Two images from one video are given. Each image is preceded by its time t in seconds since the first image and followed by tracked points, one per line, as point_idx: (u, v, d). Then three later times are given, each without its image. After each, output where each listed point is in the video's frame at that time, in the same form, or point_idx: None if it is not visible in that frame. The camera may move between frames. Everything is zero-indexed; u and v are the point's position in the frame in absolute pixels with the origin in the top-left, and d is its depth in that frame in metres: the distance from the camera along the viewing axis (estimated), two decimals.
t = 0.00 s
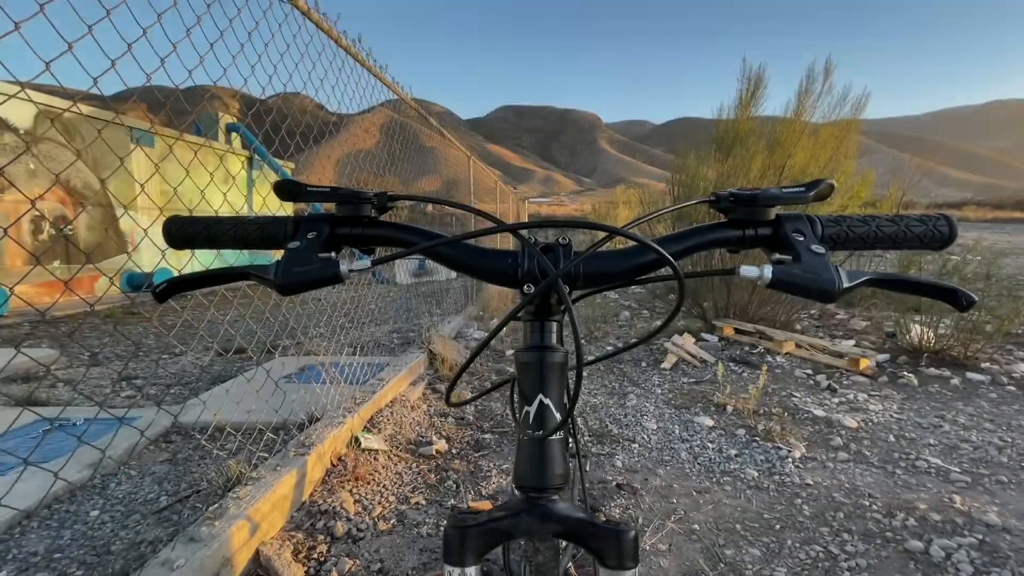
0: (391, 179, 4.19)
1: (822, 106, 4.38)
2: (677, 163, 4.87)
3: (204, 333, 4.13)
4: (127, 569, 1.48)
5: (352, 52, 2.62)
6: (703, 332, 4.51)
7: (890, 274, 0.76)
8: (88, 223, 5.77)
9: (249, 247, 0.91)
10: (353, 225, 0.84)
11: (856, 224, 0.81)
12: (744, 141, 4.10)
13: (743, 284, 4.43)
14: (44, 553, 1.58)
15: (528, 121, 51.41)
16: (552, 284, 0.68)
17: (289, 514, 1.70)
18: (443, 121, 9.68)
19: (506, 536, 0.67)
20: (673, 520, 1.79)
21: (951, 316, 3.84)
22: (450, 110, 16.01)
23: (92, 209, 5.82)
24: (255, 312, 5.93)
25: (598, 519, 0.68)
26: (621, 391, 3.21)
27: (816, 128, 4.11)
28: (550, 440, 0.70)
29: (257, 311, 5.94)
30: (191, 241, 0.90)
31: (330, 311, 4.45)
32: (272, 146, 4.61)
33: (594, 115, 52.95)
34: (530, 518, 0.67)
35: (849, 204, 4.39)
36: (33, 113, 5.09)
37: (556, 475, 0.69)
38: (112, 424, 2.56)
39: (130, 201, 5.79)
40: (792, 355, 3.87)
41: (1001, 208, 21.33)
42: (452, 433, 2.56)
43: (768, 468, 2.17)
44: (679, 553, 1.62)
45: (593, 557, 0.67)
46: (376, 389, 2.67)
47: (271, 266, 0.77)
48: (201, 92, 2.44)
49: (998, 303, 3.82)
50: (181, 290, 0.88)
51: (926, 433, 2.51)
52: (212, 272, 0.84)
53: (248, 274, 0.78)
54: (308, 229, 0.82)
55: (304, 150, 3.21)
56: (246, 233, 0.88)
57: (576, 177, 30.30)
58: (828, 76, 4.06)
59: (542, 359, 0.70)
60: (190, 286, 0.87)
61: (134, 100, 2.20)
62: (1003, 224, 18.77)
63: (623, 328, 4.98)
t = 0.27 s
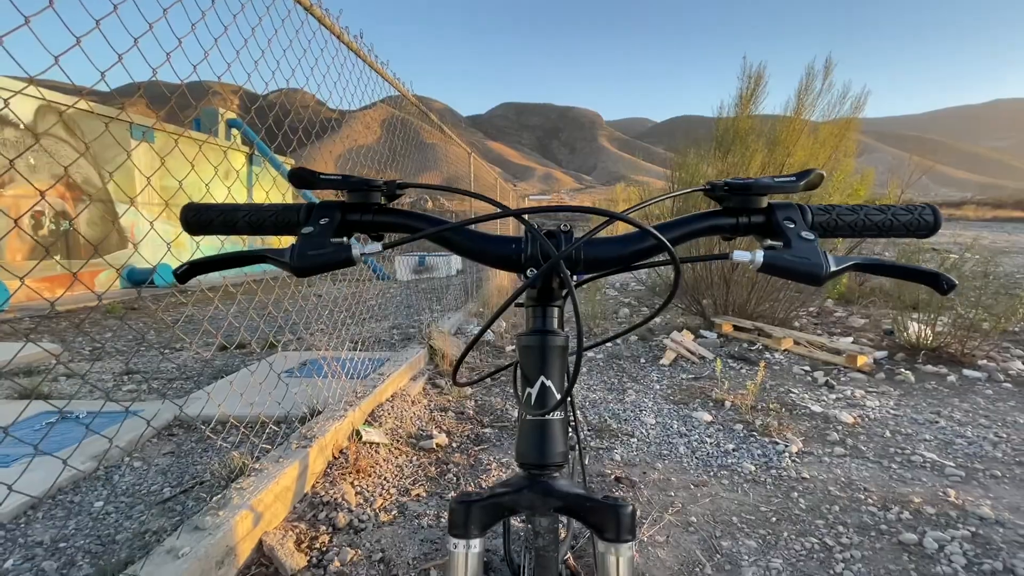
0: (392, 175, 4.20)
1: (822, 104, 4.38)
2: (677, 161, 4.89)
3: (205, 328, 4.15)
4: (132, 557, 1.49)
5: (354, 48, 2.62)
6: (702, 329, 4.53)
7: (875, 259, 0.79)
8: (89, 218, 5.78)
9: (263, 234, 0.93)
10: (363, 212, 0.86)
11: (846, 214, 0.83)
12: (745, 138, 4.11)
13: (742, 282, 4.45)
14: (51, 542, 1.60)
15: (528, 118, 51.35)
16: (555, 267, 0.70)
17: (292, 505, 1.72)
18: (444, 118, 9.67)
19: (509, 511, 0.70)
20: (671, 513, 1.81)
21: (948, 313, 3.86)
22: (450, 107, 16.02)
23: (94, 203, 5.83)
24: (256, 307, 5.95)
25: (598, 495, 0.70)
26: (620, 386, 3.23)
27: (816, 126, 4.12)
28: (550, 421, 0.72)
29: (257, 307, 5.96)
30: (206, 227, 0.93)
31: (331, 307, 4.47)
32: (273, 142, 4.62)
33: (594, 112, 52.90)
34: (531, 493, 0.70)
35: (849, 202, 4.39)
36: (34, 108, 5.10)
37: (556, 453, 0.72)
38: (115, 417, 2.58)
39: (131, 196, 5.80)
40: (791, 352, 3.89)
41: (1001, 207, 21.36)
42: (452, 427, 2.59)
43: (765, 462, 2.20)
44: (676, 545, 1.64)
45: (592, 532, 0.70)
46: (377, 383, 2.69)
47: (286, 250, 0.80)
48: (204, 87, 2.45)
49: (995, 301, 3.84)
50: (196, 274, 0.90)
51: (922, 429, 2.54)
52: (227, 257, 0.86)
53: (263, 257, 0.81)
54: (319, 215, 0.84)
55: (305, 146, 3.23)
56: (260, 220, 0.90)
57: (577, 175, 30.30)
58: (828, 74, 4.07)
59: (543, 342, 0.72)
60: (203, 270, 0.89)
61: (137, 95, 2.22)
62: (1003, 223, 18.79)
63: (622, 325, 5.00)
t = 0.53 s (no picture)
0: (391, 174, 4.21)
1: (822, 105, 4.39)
2: (676, 162, 4.91)
3: (204, 325, 4.15)
4: (131, 552, 1.50)
5: (355, 47, 2.63)
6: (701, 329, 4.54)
7: (867, 253, 0.81)
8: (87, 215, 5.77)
9: (269, 226, 0.94)
10: (368, 204, 0.86)
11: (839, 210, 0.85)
12: (744, 139, 4.13)
13: (740, 282, 4.46)
14: (48, 537, 1.61)
15: (528, 119, 51.39)
16: (556, 258, 0.70)
17: (290, 501, 1.73)
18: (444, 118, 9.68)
19: (509, 498, 0.70)
20: (668, 511, 1.82)
21: (945, 315, 3.88)
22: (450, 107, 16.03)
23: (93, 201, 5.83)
24: (255, 306, 5.95)
25: (596, 483, 0.71)
26: (618, 386, 3.24)
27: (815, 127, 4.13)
28: (550, 410, 0.73)
29: (256, 305, 5.96)
30: (214, 218, 0.94)
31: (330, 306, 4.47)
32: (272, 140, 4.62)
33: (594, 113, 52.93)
34: (529, 481, 0.71)
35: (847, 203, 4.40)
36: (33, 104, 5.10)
37: (556, 443, 0.73)
38: (112, 414, 2.58)
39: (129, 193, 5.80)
40: (788, 352, 3.91)
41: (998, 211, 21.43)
42: (450, 425, 2.59)
43: (762, 462, 2.21)
44: (673, 542, 1.65)
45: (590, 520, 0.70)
46: (376, 381, 2.69)
47: (292, 240, 0.80)
48: (205, 85, 2.46)
49: (992, 303, 3.86)
50: (205, 265, 0.92)
51: (918, 429, 2.55)
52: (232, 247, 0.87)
53: (268, 247, 0.82)
54: (324, 206, 0.85)
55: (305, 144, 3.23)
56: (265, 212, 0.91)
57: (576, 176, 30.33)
58: (827, 76, 4.08)
59: (543, 333, 0.73)
60: (210, 261, 0.90)
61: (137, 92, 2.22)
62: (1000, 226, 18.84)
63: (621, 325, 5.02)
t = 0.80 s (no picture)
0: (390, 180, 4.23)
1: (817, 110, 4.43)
2: (673, 167, 4.95)
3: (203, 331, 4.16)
4: (135, 556, 1.50)
5: (355, 55, 2.66)
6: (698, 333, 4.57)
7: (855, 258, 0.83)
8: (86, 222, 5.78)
9: (285, 234, 0.96)
10: (379, 211, 0.89)
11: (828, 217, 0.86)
12: (740, 145, 4.17)
13: (737, 286, 4.49)
14: (51, 542, 1.61)
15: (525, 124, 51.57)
16: (559, 264, 0.73)
17: (293, 505, 1.74)
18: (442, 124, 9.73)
19: (516, 494, 0.73)
20: (668, 513, 1.84)
21: (940, 318, 3.92)
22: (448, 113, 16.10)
23: (91, 207, 5.84)
24: (254, 311, 5.96)
25: (598, 479, 0.73)
26: (617, 389, 3.26)
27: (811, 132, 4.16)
28: (553, 410, 0.75)
29: (256, 310, 5.97)
30: (230, 227, 0.96)
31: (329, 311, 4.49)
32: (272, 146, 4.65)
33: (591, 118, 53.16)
34: (535, 476, 0.73)
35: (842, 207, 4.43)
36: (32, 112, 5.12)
37: (559, 441, 0.74)
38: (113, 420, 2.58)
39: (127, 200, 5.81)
40: (786, 355, 3.94)
41: (992, 214, 21.59)
42: (451, 429, 2.61)
43: (761, 464, 2.23)
44: (672, 544, 1.66)
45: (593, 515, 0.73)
46: (376, 386, 2.71)
47: (310, 247, 0.82)
48: (206, 92, 2.48)
49: (986, 306, 3.90)
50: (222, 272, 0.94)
51: (914, 431, 2.58)
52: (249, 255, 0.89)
53: (286, 255, 0.84)
54: (340, 215, 0.87)
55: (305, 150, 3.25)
56: (280, 221, 0.94)
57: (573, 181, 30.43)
58: (821, 82, 4.13)
59: (547, 335, 0.75)
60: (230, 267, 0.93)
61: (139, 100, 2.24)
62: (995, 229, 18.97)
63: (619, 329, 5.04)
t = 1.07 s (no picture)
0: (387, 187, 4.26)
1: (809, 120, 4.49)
2: (667, 175, 5.01)
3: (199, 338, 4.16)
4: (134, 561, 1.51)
5: (354, 65, 2.70)
6: (693, 339, 4.61)
7: (831, 266, 0.87)
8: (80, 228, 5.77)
9: (300, 241, 0.98)
10: (389, 220, 0.92)
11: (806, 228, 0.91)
12: (732, 153, 4.24)
13: (732, 292, 4.53)
14: (48, 548, 1.61)
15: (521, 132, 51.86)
16: (558, 269, 0.76)
17: (291, 510, 1.75)
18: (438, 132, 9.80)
19: (516, 487, 0.73)
20: (663, 516, 1.86)
21: (930, 324, 3.97)
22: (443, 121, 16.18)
23: (87, 214, 5.84)
24: (250, 318, 5.96)
25: (594, 472, 0.74)
26: (612, 395, 3.28)
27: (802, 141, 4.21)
28: (551, 407, 0.77)
29: (252, 317, 5.96)
30: (247, 234, 0.99)
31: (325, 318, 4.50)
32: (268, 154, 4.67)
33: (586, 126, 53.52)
34: (536, 471, 0.74)
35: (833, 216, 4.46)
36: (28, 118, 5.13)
37: (557, 436, 0.77)
38: (109, 427, 2.58)
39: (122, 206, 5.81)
40: (779, 361, 3.98)
41: (982, 222, 21.85)
42: (447, 434, 2.62)
43: (754, 468, 2.25)
44: (667, 547, 1.69)
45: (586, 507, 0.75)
46: (373, 392, 2.72)
47: (325, 255, 0.86)
48: (206, 100, 2.50)
49: (975, 312, 3.96)
50: (242, 276, 0.97)
51: (905, 435, 2.62)
52: (265, 261, 0.92)
53: (303, 262, 0.87)
54: (351, 223, 0.90)
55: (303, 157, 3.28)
56: (293, 229, 0.96)
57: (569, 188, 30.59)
58: (812, 92, 4.20)
59: (544, 337, 0.78)
60: (253, 272, 0.96)
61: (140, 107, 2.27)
62: (986, 237, 19.19)
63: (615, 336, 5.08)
